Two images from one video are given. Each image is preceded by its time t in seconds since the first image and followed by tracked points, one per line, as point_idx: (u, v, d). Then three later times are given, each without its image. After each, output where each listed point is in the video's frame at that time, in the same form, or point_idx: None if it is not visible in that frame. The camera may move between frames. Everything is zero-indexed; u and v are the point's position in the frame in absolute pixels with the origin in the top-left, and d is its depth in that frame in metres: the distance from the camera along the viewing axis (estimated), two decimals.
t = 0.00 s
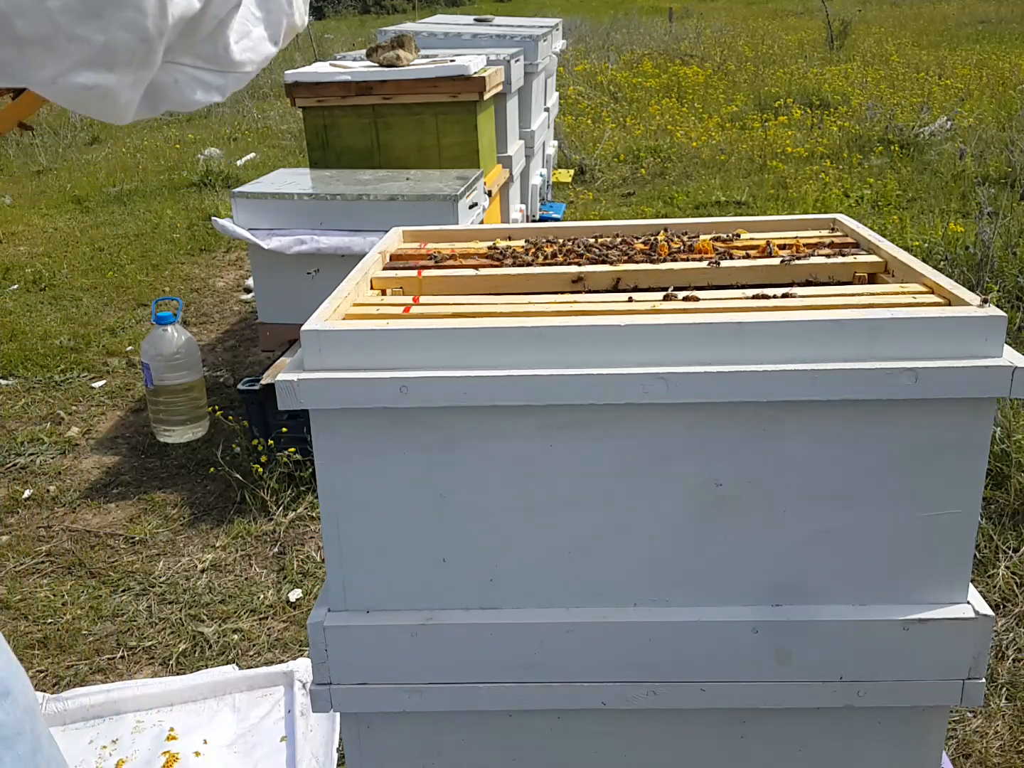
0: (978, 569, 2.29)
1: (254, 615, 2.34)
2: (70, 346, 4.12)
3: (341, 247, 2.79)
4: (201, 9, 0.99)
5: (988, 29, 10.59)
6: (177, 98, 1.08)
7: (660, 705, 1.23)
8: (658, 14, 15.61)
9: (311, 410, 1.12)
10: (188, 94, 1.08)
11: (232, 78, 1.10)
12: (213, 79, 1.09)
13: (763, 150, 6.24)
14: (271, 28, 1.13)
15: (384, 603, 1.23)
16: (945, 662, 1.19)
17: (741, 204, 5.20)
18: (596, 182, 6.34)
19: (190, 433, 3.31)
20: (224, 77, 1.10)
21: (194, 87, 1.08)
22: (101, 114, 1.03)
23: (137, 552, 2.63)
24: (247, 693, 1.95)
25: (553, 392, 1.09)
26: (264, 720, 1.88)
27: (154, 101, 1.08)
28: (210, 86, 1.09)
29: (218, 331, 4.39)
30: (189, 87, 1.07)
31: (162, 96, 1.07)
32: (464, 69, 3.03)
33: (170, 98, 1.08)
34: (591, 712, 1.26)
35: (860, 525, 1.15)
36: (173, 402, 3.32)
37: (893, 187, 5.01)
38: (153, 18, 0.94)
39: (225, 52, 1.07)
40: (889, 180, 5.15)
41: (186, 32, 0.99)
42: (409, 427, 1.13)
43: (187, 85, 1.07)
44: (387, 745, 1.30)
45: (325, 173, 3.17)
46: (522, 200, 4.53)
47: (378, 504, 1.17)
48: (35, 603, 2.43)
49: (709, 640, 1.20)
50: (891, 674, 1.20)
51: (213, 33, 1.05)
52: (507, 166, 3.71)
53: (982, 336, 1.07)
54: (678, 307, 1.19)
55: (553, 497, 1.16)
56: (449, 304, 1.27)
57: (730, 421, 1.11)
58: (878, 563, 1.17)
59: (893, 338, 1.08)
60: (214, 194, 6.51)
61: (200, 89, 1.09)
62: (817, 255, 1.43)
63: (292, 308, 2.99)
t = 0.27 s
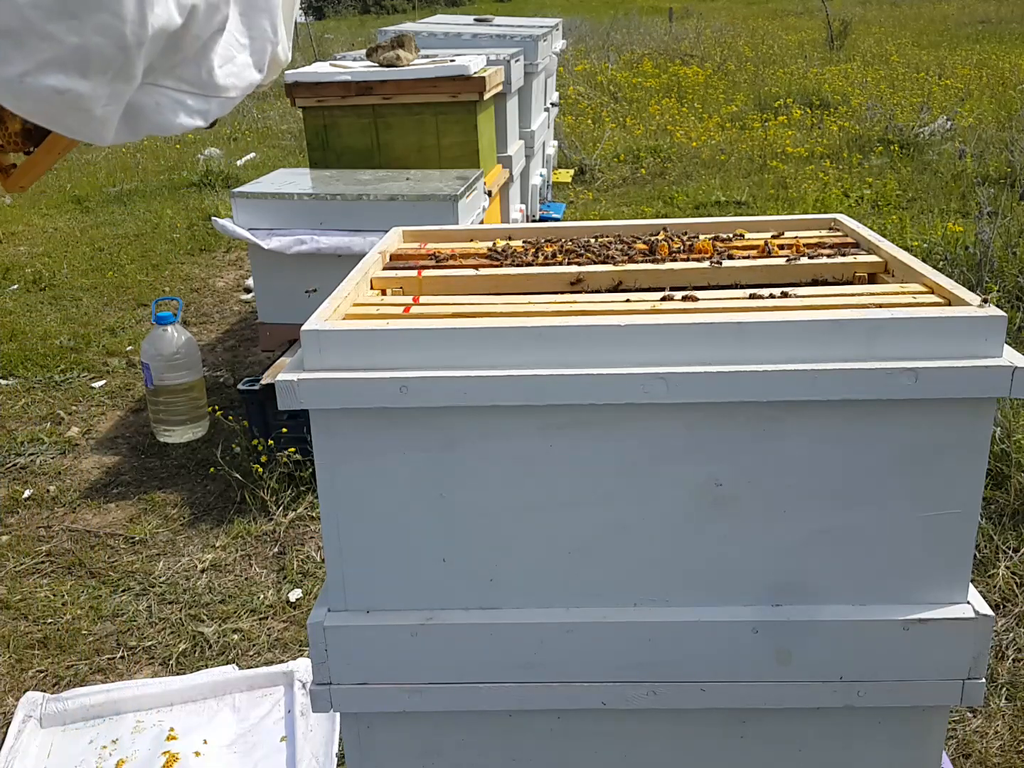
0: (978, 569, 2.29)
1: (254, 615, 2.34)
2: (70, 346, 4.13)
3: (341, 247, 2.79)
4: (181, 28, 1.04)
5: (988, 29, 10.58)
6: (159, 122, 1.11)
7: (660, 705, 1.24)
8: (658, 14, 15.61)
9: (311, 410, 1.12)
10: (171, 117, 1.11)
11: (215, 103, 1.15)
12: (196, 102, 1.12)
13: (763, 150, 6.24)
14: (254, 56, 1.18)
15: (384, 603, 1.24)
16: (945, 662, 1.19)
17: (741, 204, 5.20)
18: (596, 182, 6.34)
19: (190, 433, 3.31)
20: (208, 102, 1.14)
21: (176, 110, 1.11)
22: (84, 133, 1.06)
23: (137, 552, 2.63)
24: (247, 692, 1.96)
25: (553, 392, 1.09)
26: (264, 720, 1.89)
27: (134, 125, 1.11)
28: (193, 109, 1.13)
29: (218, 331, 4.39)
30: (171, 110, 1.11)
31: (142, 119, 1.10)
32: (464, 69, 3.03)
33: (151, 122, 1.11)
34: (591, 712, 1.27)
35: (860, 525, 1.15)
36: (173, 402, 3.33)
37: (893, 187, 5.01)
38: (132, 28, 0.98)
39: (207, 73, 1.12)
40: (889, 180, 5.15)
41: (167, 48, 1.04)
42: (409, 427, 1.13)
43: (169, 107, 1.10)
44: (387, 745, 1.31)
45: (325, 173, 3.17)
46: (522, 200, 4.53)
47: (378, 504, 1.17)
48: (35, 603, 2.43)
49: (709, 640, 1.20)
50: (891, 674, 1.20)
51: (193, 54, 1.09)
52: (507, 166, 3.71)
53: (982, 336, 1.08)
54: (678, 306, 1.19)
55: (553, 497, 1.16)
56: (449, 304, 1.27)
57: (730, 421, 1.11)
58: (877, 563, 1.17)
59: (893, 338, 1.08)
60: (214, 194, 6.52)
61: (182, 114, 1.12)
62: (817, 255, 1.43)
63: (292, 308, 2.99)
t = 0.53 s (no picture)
0: (978, 569, 2.29)
1: (254, 615, 2.33)
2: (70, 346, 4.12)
3: (341, 247, 2.78)
4: None
5: (988, 30, 10.57)
6: (186, 91, 0.99)
7: (660, 705, 1.24)
8: (658, 14, 15.61)
9: (311, 410, 1.12)
10: (196, 84, 1.00)
11: (241, 67, 1.03)
12: (221, 67, 1.01)
13: (763, 150, 6.24)
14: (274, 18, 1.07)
15: (384, 603, 1.23)
16: (945, 661, 1.19)
17: (741, 204, 5.20)
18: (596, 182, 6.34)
19: (189, 433, 3.31)
20: (234, 66, 1.03)
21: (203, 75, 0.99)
22: (103, 100, 0.94)
23: (137, 552, 2.63)
24: (247, 692, 1.96)
25: (552, 392, 1.09)
26: (264, 720, 1.89)
27: (159, 95, 0.99)
28: (219, 73, 1.01)
29: (218, 331, 4.39)
30: (194, 75, 0.99)
31: (169, 87, 0.98)
32: (464, 69, 3.03)
33: (177, 90, 0.99)
34: (590, 712, 1.26)
35: (859, 525, 1.15)
36: (173, 402, 3.33)
37: (893, 187, 5.01)
38: None
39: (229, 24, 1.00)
40: (889, 180, 5.15)
41: None
42: (409, 427, 1.13)
43: (192, 71, 0.99)
44: (387, 745, 1.30)
45: (325, 173, 3.17)
46: (522, 200, 4.52)
47: (377, 503, 1.17)
48: (35, 603, 2.42)
49: (709, 640, 1.20)
50: (891, 674, 1.20)
51: None
52: (506, 166, 3.71)
53: (982, 336, 1.07)
54: (677, 306, 1.19)
55: (552, 497, 1.16)
56: (448, 304, 1.27)
57: (730, 421, 1.11)
58: (877, 563, 1.17)
59: (893, 337, 1.08)
60: (214, 194, 6.51)
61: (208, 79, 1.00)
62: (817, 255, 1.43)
63: (292, 309, 2.99)
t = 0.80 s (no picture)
0: (978, 569, 2.29)
1: (254, 615, 2.33)
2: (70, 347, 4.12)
3: (341, 246, 2.78)
4: None
5: (988, 29, 10.55)
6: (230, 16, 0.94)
7: (660, 705, 1.23)
8: (658, 14, 15.60)
9: (311, 410, 1.12)
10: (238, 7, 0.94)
11: None
12: None
13: (763, 150, 6.23)
14: None
15: (384, 602, 1.23)
16: (945, 661, 1.19)
17: (741, 204, 5.19)
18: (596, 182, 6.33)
19: (189, 433, 3.31)
20: None
21: None
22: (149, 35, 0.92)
23: (137, 552, 2.63)
24: (247, 692, 1.96)
25: (553, 392, 1.09)
26: (263, 720, 1.88)
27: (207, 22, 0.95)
28: None
29: (218, 331, 4.39)
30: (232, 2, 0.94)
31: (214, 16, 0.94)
32: (464, 69, 3.03)
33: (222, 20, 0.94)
34: (590, 712, 1.26)
35: (860, 525, 1.15)
36: (173, 402, 3.32)
37: (893, 187, 5.00)
38: None
39: None
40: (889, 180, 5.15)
41: None
42: (408, 427, 1.13)
43: None
44: (387, 745, 1.30)
45: (325, 173, 3.17)
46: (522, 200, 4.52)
47: (377, 503, 1.17)
48: (35, 603, 2.43)
49: (709, 640, 1.20)
50: (891, 674, 1.20)
51: None
52: (507, 166, 3.71)
53: (982, 335, 1.07)
54: (677, 306, 1.19)
55: (552, 497, 1.16)
56: (448, 304, 1.27)
57: (729, 421, 1.11)
58: (877, 563, 1.17)
59: (893, 337, 1.08)
60: (214, 194, 6.51)
61: None
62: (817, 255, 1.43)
63: (292, 309, 2.99)
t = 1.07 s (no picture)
0: (978, 569, 2.29)
1: (253, 615, 2.34)
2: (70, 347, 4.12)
3: (341, 247, 2.78)
4: None
5: (988, 29, 10.54)
6: None
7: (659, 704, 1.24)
8: (658, 14, 15.60)
9: (311, 410, 1.12)
10: None
11: None
12: None
13: (763, 150, 6.23)
14: None
15: (384, 602, 1.24)
16: (944, 661, 1.19)
17: (741, 204, 5.19)
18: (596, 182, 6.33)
19: (189, 433, 3.31)
20: None
21: None
22: None
23: (137, 552, 2.63)
24: (247, 692, 1.96)
25: (552, 392, 1.09)
26: (263, 720, 1.89)
27: None
28: None
29: (218, 332, 4.39)
30: None
31: None
32: (463, 69, 3.03)
33: None
34: (590, 712, 1.27)
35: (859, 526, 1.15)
36: (173, 402, 3.33)
37: (893, 187, 5.00)
38: None
39: None
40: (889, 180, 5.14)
41: None
42: (408, 427, 1.13)
43: None
44: (387, 745, 1.31)
45: (325, 173, 3.17)
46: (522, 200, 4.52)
47: (377, 503, 1.17)
48: (35, 603, 2.43)
49: (709, 640, 1.20)
50: (890, 674, 1.20)
51: None
52: (507, 166, 3.71)
53: (982, 335, 1.08)
54: (677, 306, 1.19)
55: (552, 497, 1.16)
56: (448, 304, 1.27)
57: (729, 421, 1.11)
58: (877, 563, 1.17)
59: (892, 337, 1.08)
60: (214, 194, 6.51)
61: None
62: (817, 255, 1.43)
63: (292, 309, 2.99)
